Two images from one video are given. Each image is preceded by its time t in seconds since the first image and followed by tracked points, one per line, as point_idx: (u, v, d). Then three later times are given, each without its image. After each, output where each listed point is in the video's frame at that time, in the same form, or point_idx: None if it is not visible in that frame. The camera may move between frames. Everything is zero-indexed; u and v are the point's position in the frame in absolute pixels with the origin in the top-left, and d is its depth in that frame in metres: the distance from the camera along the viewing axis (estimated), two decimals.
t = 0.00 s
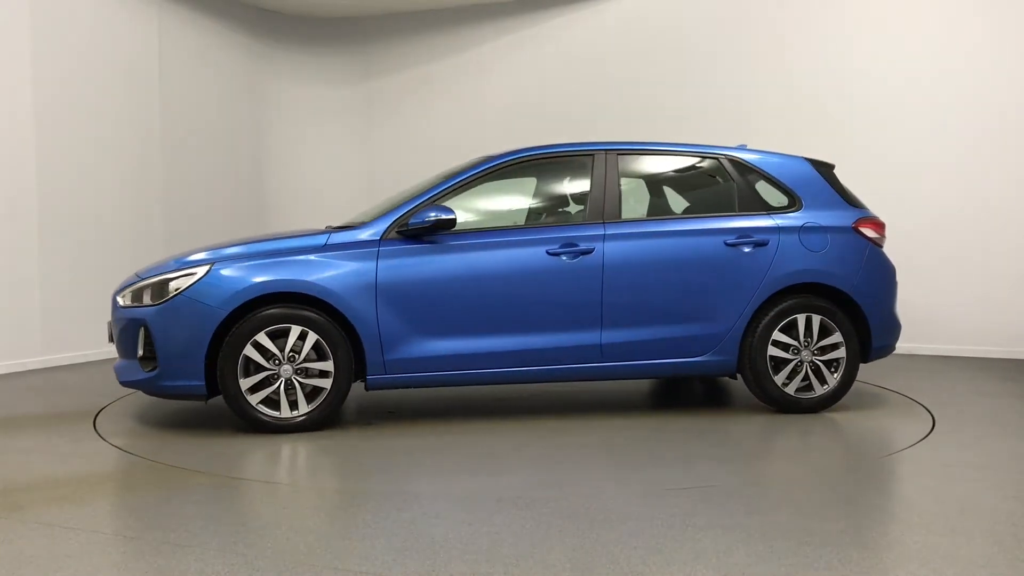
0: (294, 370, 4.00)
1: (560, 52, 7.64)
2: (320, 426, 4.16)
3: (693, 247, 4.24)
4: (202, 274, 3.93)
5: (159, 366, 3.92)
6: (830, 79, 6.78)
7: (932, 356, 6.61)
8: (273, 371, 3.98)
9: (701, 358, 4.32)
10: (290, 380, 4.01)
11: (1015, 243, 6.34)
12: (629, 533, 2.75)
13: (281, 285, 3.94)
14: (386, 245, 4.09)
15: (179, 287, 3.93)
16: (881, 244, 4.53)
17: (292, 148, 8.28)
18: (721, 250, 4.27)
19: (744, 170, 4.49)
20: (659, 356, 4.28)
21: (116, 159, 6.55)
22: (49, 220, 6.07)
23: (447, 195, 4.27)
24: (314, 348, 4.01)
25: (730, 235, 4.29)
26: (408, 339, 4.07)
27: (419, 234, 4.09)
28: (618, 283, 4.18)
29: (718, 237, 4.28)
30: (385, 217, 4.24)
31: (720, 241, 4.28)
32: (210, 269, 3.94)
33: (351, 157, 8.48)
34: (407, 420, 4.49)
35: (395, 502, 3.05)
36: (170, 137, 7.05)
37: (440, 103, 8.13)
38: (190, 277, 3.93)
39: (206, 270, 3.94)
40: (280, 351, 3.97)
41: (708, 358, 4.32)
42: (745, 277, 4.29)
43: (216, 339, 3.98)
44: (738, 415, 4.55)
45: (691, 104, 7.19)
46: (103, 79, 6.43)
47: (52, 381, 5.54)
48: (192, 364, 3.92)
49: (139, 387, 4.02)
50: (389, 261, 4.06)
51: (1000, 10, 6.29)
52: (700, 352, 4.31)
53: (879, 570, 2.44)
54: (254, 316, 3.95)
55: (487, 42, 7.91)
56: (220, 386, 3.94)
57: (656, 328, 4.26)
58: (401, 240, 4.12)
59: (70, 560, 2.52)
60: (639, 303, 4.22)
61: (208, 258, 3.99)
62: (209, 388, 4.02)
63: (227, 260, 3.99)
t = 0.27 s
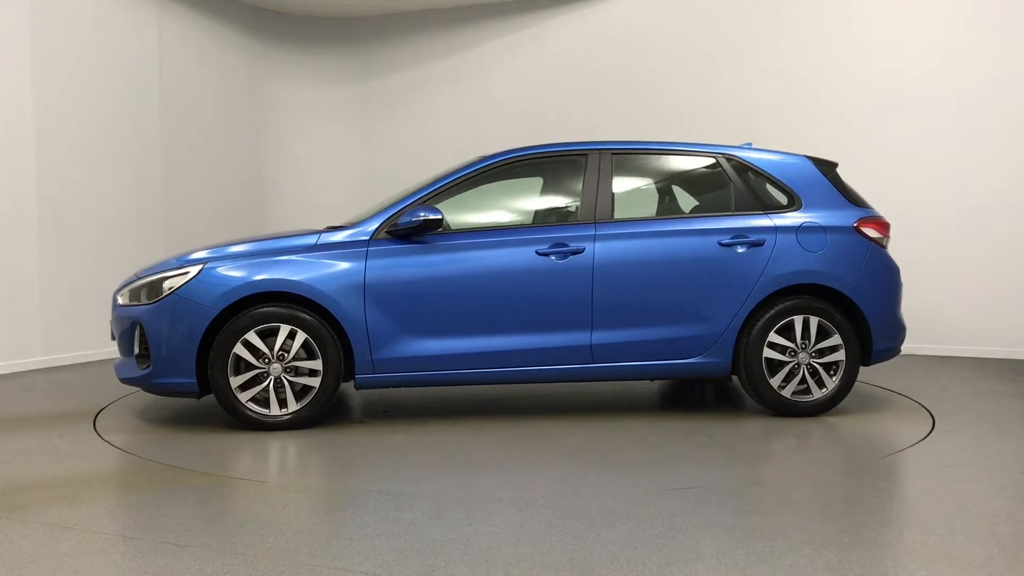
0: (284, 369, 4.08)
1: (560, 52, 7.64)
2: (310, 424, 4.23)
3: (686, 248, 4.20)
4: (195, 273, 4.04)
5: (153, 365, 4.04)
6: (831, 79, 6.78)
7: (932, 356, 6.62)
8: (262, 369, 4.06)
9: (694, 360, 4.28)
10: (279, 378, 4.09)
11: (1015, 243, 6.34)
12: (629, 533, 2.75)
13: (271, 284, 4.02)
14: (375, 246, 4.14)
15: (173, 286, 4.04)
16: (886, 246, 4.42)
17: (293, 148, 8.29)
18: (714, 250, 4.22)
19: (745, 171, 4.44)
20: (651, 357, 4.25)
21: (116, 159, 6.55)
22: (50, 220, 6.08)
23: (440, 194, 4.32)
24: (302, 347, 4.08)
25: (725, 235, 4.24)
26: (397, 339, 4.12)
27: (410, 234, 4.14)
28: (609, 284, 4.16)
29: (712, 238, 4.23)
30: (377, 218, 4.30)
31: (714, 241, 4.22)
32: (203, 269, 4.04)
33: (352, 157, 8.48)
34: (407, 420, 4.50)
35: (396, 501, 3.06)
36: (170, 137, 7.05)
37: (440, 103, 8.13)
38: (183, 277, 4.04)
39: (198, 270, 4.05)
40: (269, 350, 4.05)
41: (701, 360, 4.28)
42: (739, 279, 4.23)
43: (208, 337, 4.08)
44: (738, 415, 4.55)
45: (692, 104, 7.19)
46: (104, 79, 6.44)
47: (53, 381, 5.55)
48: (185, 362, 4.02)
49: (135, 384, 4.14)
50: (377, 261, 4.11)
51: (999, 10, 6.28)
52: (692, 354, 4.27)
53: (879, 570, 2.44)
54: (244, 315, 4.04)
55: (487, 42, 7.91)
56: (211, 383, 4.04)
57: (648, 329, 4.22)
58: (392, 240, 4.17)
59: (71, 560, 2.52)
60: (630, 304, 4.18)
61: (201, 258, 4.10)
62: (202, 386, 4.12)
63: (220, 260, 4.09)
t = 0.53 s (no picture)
0: (275, 367, 4.14)
1: (560, 52, 7.64)
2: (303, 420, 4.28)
3: (679, 248, 4.15)
4: (189, 273, 4.11)
5: (148, 362, 4.12)
6: (831, 79, 6.78)
7: (932, 356, 6.62)
8: (254, 367, 4.12)
9: (685, 361, 4.24)
10: (271, 376, 4.14)
11: (1015, 242, 6.34)
12: (629, 532, 2.75)
13: (261, 283, 4.07)
14: (365, 245, 4.18)
15: (168, 285, 4.12)
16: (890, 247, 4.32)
17: (293, 148, 8.29)
18: (708, 250, 4.16)
19: (746, 172, 4.38)
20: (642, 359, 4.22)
21: (116, 159, 6.55)
22: (50, 220, 6.08)
23: (433, 194, 4.35)
24: (293, 346, 4.13)
25: (718, 235, 4.19)
26: (386, 338, 4.14)
27: (400, 234, 4.16)
28: (599, 285, 4.13)
29: (706, 238, 4.18)
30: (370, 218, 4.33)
31: (707, 241, 4.17)
32: (196, 268, 4.12)
33: (352, 157, 8.48)
34: (408, 420, 4.50)
35: (396, 501, 3.06)
36: (170, 137, 7.05)
37: (440, 104, 8.13)
38: (178, 276, 4.11)
39: (192, 269, 4.12)
40: (261, 348, 4.11)
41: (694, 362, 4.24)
42: (732, 279, 4.17)
43: (201, 335, 4.15)
44: (738, 415, 4.56)
45: (692, 104, 7.19)
46: (104, 79, 6.44)
47: (53, 381, 5.55)
48: (178, 360, 4.10)
49: (133, 380, 4.23)
50: (366, 260, 4.14)
51: (999, 10, 6.28)
52: (685, 355, 4.23)
53: (880, 570, 2.44)
54: (237, 314, 4.10)
55: (487, 41, 7.91)
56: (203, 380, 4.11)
57: (639, 331, 4.19)
58: (383, 239, 4.20)
59: (71, 560, 2.52)
60: (620, 305, 4.15)
61: (196, 258, 4.17)
62: (196, 384, 4.19)
63: (213, 260, 4.16)
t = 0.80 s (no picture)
0: (267, 365, 4.20)
1: (560, 52, 7.63)
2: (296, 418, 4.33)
3: (670, 249, 4.10)
4: (185, 272, 4.21)
5: (145, 359, 4.22)
6: (831, 79, 6.78)
7: (932, 356, 6.62)
8: (246, 365, 4.19)
9: (675, 363, 4.18)
10: (262, 374, 4.21)
11: (1015, 242, 6.34)
12: (629, 532, 2.75)
13: (253, 283, 4.14)
14: (356, 245, 4.22)
15: (165, 284, 4.22)
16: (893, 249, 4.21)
17: (293, 148, 8.29)
18: (699, 251, 4.10)
19: (747, 174, 4.31)
20: (632, 361, 4.18)
21: (116, 159, 6.55)
22: (50, 220, 6.08)
23: (426, 194, 4.39)
24: (285, 345, 4.19)
25: (711, 235, 4.13)
26: (375, 338, 4.17)
27: (391, 234, 4.20)
28: (587, 285, 4.10)
29: (697, 238, 4.12)
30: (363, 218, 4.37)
31: (699, 241, 4.11)
32: (191, 269, 4.21)
33: (352, 156, 8.48)
34: (408, 419, 4.50)
35: (396, 501, 3.06)
36: (170, 137, 7.05)
37: (440, 104, 8.13)
38: (174, 276, 4.21)
39: (188, 269, 4.21)
40: (253, 346, 4.18)
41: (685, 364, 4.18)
42: (724, 280, 4.11)
43: (197, 334, 4.24)
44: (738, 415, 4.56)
45: (692, 104, 7.19)
46: (104, 79, 6.44)
47: (53, 382, 5.55)
48: (173, 357, 4.19)
49: (131, 377, 4.33)
50: (356, 260, 4.18)
51: (1000, 10, 6.28)
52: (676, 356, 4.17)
53: (880, 570, 2.44)
54: (230, 313, 4.18)
55: (487, 41, 7.91)
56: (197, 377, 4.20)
57: (629, 331, 4.15)
58: (374, 240, 4.24)
59: (71, 560, 2.52)
60: (610, 306, 4.12)
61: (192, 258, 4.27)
62: (191, 381, 4.28)
63: (208, 260, 4.25)
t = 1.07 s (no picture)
0: (261, 363, 4.25)
1: (560, 51, 7.63)
2: (290, 416, 4.37)
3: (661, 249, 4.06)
4: (182, 272, 4.27)
5: (144, 357, 4.29)
6: (830, 79, 6.78)
7: (932, 356, 6.62)
8: (240, 363, 4.25)
9: (668, 364, 4.13)
10: (256, 372, 4.26)
11: (1015, 242, 6.34)
12: (630, 533, 2.75)
13: (246, 283, 4.20)
14: (347, 245, 4.25)
15: (163, 283, 4.28)
16: (893, 248, 4.12)
17: (292, 149, 8.30)
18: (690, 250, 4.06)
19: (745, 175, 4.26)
20: (623, 361, 4.14)
21: (115, 159, 6.55)
22: (50, 221, 6.07)
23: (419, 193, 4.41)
24: (278, 343, 4.23)
25: (703, 235, 4.08)
26: (365, 337, 4.21)
27: (382, 234, 4.23)
28: (577, 285, 4.09)
29: (689, 238, 4.07)
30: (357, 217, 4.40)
31: (691, 241, 4.07)
32: (188, 267, 4.28)
33: (352, 157, 8.49)
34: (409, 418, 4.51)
35: (396, 501, 3.06)
36: (170, 138, 7.06)
37: (440, 104, 8.13)
38: (172, 275, 4.28)
39: (185, 268, 4.28)
40: (247, 344, 4.23)
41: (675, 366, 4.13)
42: (716, 281, 4.05)
43: (193, 332, 4.30)
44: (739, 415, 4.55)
45: (692, 103, 7.19)
46: (104, 79, 6.44)
47: (53, 382, 5.55)
48: (170, 355, 4.25)
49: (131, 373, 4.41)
50: (347, 260, 4.21)
51: (1001, 10, 6.28)
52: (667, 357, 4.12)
53: (881, 570, 2.44)
54: (226, 311, 4.24)
55: (486, 41, 7.91)
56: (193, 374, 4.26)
57: (620, 331, 4.12)
58: (366, 239, 4.27)
59: (71, 560, 2.52)
60: (600, 306, 4.10)
61: (190, 257, 4.33)
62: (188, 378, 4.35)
63: (203, 260, 4.30)
